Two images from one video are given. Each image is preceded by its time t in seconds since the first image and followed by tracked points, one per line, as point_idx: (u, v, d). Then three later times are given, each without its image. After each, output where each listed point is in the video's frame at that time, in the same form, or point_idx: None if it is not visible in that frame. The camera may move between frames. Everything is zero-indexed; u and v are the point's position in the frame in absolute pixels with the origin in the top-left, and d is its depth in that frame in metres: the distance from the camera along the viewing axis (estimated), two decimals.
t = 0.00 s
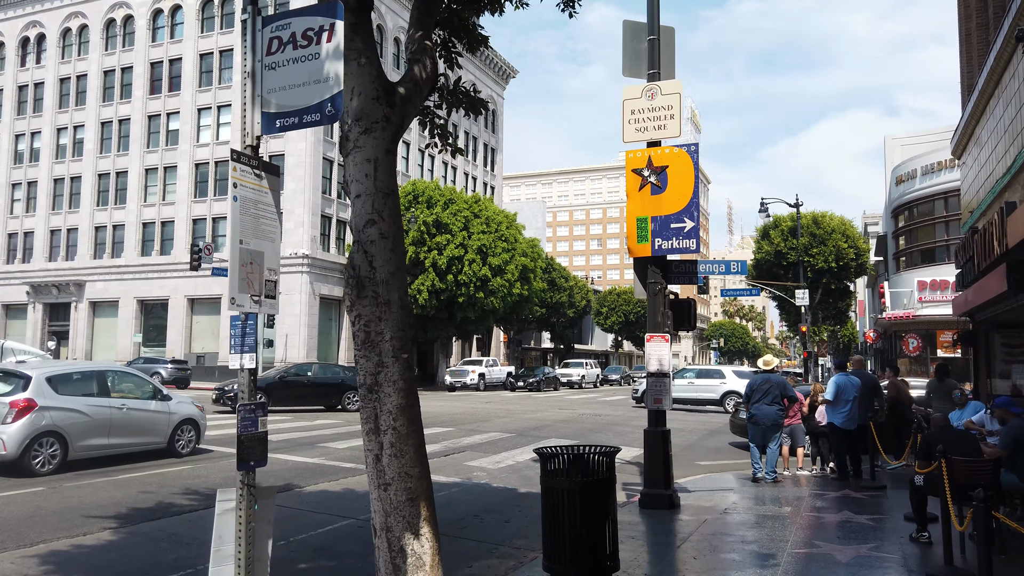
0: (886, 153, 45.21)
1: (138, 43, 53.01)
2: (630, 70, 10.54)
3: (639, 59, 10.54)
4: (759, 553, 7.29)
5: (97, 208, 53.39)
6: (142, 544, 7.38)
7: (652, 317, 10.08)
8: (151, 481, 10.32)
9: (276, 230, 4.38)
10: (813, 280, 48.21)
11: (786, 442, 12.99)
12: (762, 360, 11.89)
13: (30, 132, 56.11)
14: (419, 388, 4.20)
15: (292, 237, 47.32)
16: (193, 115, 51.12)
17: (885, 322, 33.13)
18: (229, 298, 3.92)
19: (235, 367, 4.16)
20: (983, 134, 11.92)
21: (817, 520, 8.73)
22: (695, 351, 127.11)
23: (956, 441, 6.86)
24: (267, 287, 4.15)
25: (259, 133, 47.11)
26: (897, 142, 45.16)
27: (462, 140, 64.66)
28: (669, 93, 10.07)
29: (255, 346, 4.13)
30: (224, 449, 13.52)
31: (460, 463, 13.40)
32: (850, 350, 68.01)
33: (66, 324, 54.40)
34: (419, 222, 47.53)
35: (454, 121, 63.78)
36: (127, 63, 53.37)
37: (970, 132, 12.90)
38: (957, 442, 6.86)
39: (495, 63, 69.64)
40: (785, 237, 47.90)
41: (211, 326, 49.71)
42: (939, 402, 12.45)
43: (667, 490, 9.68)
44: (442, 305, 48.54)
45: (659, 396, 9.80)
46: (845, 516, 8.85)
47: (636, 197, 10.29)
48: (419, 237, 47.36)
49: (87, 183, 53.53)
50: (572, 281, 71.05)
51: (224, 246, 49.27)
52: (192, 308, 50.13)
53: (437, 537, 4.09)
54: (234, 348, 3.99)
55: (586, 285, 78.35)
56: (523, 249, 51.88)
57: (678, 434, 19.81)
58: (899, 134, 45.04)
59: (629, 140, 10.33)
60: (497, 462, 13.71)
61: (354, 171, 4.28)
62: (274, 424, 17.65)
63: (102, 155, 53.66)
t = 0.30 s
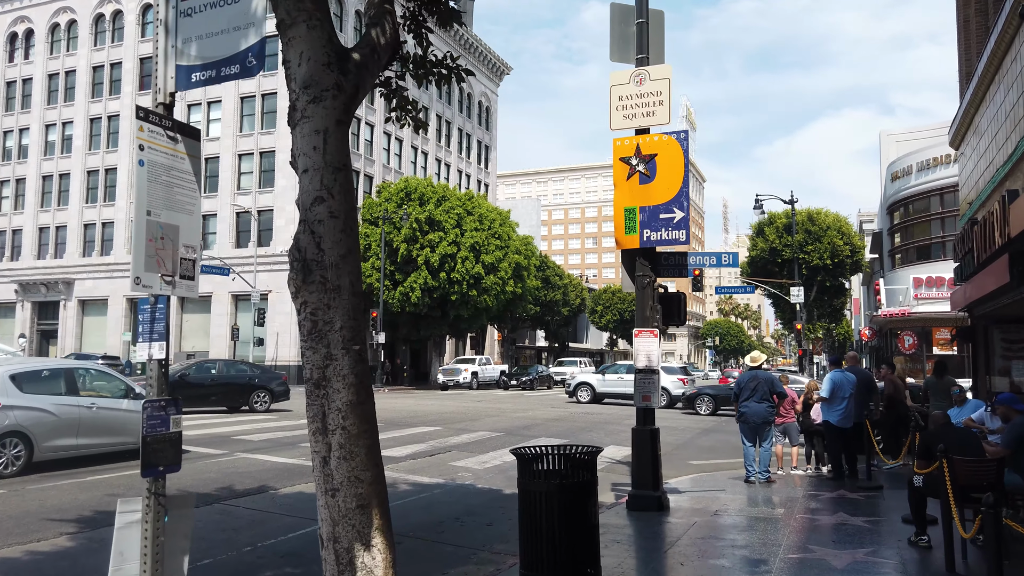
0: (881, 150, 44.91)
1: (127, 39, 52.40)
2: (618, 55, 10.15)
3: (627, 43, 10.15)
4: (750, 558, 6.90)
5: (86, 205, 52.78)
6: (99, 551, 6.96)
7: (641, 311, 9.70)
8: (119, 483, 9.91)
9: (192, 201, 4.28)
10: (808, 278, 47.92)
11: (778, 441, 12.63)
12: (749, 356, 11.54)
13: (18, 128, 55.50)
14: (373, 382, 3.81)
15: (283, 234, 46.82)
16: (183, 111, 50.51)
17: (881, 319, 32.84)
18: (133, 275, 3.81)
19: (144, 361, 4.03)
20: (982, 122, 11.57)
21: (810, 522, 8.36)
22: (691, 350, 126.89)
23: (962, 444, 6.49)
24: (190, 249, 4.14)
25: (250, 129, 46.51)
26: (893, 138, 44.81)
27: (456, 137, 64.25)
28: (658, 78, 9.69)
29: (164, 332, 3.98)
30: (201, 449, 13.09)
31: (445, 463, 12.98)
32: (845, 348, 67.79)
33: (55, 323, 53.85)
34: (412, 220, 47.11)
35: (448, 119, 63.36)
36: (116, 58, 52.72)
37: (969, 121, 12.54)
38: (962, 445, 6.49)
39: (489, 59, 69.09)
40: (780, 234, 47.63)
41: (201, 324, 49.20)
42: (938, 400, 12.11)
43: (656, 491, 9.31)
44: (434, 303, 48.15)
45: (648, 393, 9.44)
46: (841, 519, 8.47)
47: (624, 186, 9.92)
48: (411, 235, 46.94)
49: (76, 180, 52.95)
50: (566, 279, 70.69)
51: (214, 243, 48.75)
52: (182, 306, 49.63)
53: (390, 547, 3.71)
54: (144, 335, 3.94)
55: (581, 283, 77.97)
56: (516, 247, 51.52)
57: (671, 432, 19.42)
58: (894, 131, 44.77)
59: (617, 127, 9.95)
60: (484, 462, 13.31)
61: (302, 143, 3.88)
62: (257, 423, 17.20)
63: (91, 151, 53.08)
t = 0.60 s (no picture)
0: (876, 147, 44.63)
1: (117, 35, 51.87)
2: (608, 43, 9.78)
3: (617, 31, 9.78)
4: (744, 569, 6.52)
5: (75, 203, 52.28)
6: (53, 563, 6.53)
7: (631, 309, 9.30)
8: (86, 488, 9.49)
9: (95, 179, 4.06)
10: (803, 276, 47.66)
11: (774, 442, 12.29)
12: (740, 356, 11.21)
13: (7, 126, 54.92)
14: (325, 386, 3.67)
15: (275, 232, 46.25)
16: (173, 108, 49.94)
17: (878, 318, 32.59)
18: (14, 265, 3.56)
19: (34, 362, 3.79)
20: (985, 113, 11.27)
21: (808, 529, 7.99)
22: (686, 348, 126.65)
23: (970, 449, 6.10)
24: (90, 234, 3.93)
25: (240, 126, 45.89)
26: (889, 135, 44.54)
27: (449, 135, 63.80)
28: (649, 66, 9.31)
29: (56, 333, 3.76)
30: (179, 452, 12.69)
31: (431, 466, 12.59)
32: (840, 346, 67.55)
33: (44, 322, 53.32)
34: (404, 217, 46.62)
35: (441, 116, 62.94)
36: (105, 54, 52.12)
37: (970, 113, 12.24)
38: (971, 450, 6.09)
39: (482, 56, 68.65)
40: (775, 232, 47.35)
41: (191, 323, 48.67)
42: (938, 398, 11.81)
43: (647, 495, 8.93)
44: (427, 302, 47.71)
45: (638, 393, 9.07)
46: (840, 526, 8.10)
47: (614, 180, 9.53)
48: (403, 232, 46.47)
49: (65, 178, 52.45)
50: (561, 278, 70.32)
51: (205, 241, 48.21)
52: (172, 304, 49.12)
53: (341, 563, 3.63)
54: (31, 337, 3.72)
55: (576, 282, 77.58)
56: (510, 245, 51.11)
57: (664, 433, 19.08)
58: (889, 128, 44.50)
59: (607, 118, 9.55)
60: (471, 464, 12.91)
61: (247, 119, 3.66)
62: (240, 425, 16.77)
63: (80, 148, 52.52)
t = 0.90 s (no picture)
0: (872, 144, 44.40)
1: (106, 28, 51.22)
2: (599, 28, 9.40)
3: (609, 15, 9.39)
4: None
5: (64, 198, 51.66)
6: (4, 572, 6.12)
7: (622, 304, 8.90)
8: (52, 491, 9.08)
9: None
10: (798, 273, 47.36)
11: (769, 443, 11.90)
12: (733, 354, 10.89)
13: None
14: (269, 379, 3.70)
15: (266, 228, 45.69)
16: (163, 102, 49.33)
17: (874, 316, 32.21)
18: None
19: None
20: (988, 103, 10.94)
21: (805, 535, 7.63)
22: (680, 347, 126.42)
23: (980, 451, 5.82)
24: None
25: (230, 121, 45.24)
26: (885, 132, 44.30)
27: (443, 131, 63.37)
28: (642, 51, 8.95)
29: None
30: (156, 452, 12.27)
31: (416, 467, 12.19)
32: (834, 345, 67.38)
33: (31, 319, 52.71)
34: (396, 214, 46.12)
35: (435, 112, 62.52)
36: (94, 48, 51.48)
37: (972, 103, 11.90)
38: (981, 453, 5.81)
39: (476, 52, 68.24)
40: (770, 229, 47.09)
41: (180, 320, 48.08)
42: (937, 398, 11.51)
43: (638, 500, 8.56)
44: (420, 299, 47.25)
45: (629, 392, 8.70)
46: (839, 531, 7.74)
47: (605, 169, 9.16)
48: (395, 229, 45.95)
49: (54, 173, 51.83)
50: (555, 275, 69.93)
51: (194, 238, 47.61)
52: (161, 301, 48.52)
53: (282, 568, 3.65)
54: None
55: (570, 280, 77.20)
56: (503, 243, 50.70)
57: (658, 432, 18.71)
58: (885, 125, 44.27)
59: (597, 104, 9.17)
60: (457, 465, 12.51)
61: (183, 84, 3.70)
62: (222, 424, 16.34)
63: (69, 143, 51.93)
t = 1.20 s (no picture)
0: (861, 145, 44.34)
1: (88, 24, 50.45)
2: (582, 17, 9.05)
3: (593, 4, 9.05)
4: None
5: (45, 197, 50.88)
6: None
7: (605, 304, 8.57)
8: (8, 500, 8.63)
9: None
10: (787, 274, 47.23)
11: (758, 446, 11.61)
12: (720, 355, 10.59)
13: None
14: (186, 388, 3.48)
15: (250, 227, 45.10)
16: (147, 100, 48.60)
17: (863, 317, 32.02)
18: None
19: None
20: (983, 98, 10.68)
21: (795, 545, 7.29)
22: (670, 347, 126.45)
23: (980, 459, 5.49)
24: None
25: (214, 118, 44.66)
26: (873, 132, 44.24)
27: (431, 130, 62.93)
28: (627, 41, 8.60)
29: None
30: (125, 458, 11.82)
31: (395, 472, 11.79)
32: (822, 345, 67.46)
33: (12, 319, 51.87)
34: (383, 213, 45.65)
35: (423, 111, 62.07)
36: (77, 45, 50.71)
37: (966, 97, 11.63)
38: (981, 461, 5.48)
39: (464, 50, 67.87)
40: (759, 229, 46.97)
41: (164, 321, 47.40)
42: (928, 400, 11.24)
43: (623, 507, 8.22)
44: (407, 299, 46.79)
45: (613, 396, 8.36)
46: (830, 540, 7.42)
47: (589, 164, 8.81)
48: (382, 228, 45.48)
49: (36, 171, 51.04)
50: (544, 275, 69.63)
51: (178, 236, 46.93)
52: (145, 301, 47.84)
53: None
54: None
55: (559, 280, 76.92)
56: (491, 242, 50.33)
57: (645, 434, 18.38)
58: (874, 125, 44.23)
59: (580, 96, 8.81)
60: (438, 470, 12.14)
61: (93, 56, 3.48)
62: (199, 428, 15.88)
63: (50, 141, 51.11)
